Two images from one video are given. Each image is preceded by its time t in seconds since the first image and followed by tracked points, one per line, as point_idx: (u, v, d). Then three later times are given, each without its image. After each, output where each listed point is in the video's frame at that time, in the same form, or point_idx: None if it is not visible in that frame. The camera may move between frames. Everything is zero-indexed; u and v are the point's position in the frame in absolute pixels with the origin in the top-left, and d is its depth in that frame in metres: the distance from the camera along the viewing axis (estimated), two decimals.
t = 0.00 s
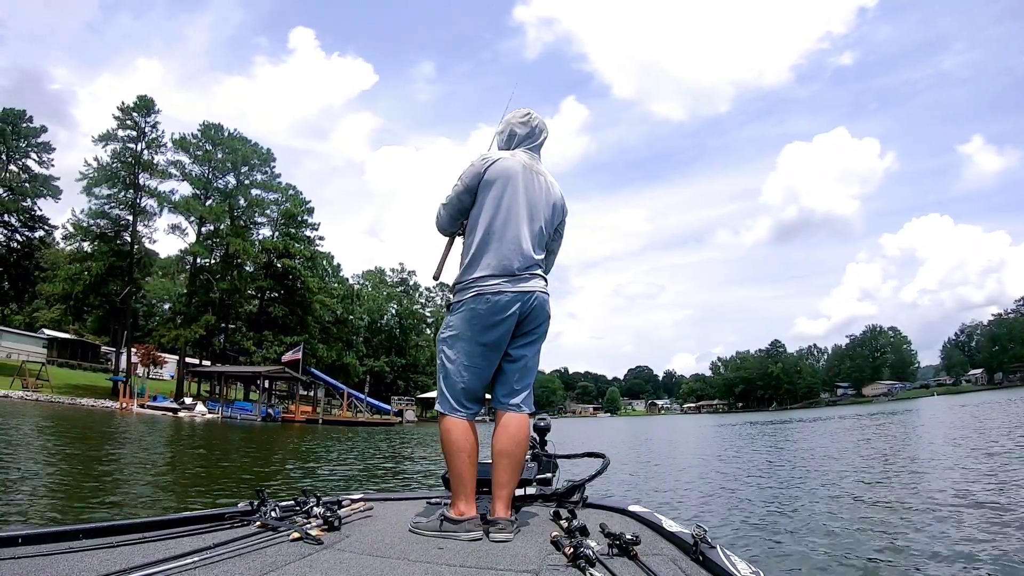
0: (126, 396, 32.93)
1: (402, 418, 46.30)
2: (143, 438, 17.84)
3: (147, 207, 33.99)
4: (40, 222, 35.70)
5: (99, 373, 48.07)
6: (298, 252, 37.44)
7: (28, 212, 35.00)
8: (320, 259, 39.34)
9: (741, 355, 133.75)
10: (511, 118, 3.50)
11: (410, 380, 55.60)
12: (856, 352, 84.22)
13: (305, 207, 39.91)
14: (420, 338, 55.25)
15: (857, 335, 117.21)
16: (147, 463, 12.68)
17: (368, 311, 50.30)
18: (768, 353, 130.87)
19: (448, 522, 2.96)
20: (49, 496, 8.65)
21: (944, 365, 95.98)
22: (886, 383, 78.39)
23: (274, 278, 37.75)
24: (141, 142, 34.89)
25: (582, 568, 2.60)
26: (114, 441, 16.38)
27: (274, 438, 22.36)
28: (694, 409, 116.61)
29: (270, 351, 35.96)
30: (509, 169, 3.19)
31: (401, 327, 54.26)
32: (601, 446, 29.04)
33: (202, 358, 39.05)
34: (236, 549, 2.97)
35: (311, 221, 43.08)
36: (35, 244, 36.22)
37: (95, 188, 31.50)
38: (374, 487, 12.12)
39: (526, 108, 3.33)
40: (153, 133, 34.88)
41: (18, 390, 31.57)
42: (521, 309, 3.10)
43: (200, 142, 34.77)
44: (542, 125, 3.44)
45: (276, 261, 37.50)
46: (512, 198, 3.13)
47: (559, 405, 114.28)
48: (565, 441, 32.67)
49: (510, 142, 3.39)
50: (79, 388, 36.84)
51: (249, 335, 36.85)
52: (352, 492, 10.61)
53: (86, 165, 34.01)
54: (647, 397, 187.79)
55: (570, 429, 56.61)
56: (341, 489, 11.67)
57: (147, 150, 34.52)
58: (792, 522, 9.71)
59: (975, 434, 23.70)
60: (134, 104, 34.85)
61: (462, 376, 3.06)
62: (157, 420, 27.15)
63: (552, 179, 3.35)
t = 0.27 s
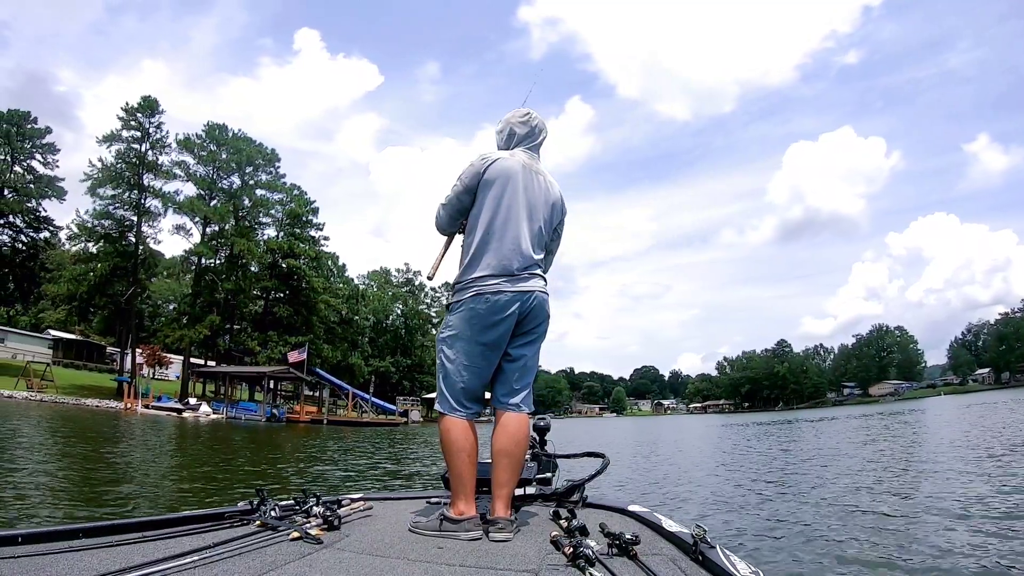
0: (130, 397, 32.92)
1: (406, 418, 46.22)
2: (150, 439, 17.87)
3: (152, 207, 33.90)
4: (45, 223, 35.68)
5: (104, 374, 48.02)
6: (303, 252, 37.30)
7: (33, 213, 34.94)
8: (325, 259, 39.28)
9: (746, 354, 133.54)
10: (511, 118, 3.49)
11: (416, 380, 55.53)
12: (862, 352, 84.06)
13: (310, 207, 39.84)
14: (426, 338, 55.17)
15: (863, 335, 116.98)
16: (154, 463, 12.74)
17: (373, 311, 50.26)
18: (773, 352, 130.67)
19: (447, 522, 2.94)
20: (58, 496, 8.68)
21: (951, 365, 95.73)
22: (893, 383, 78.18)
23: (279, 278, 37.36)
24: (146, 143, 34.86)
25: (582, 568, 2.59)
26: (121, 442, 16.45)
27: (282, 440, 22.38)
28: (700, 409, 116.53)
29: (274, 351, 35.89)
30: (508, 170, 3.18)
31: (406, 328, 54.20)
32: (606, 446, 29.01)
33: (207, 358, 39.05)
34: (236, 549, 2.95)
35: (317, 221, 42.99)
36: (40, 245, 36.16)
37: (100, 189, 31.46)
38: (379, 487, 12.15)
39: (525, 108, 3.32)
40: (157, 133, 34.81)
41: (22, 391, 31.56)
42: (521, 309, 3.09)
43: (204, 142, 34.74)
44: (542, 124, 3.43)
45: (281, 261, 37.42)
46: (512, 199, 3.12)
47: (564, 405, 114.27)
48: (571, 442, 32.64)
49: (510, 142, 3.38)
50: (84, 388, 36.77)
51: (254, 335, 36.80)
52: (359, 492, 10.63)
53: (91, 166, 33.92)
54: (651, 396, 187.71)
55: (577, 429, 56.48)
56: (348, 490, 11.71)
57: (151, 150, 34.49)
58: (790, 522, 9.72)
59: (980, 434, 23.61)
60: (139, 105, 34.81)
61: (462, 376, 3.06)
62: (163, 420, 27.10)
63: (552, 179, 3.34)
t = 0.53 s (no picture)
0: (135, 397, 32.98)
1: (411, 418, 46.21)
2: (155, 440, 17.92)
3: (156, 208, 33.98)
4: (50, 224, 35.77)
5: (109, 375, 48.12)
6: (308, 253, 37.26)
7: (38, 215, 35.04)
8: (330, 260, 39.30)
9: (752, 354, 133.24)
10: (509, 117, 3.50)
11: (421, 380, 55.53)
12: (869, 351, 83.83)
13: (314, 207, 39.85)
14: (431, 339, 55.16)
15: (869, 335, 116.61)
16: (159, 463, 12.82)
17: (378, 312, 50.28)
18: (779, 352, 130.38)
19: (447, 522, 2.94)
20: (62, 497, 8.71)
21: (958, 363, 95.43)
22: (900, 382, 77.92)
23: (284, 279, 37.56)
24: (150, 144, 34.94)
25: (581, 567, 2.59)
26: (126, 442, 16.53)
27: (288, 441, 22.42)
28: (706, 409, 116.36)
29: (279, 351, 35.91)
30: (507, 169, 3.18)
31: (412, 328, 54.22)
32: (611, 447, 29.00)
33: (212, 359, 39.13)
34: (235, 548, 2.96)
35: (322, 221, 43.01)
36: (45, 246, 36.22)
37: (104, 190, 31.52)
38: (382, 487, 12.17)
39: (522, 108, 3.32)
40: (161, 134, 34.86)
41: (27, 392, 31.59)
42: (520, 308, 3.10)
43: (209, 143, 34.81)
44: (539, 123, 3.43)
45: (286, 261, 37.42)
46: (511, 198, 3.12)
47: (570, 406, 114.18)
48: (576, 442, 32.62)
49: (508, 142, 3.38)
50: (88, 390, 36.82)
51: (259, 335, 36.81)
52: (362, 493, 10.66)
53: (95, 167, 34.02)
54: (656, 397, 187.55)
55: (583, 429, 56.37)
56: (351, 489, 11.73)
57: (156, 151, 34.56)
58: (791, 523, 9.70)
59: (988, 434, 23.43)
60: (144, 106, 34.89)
61: (460, 376, 3.06)
62: (168, 421, 27.10)
63: (550, 178, 3.34)
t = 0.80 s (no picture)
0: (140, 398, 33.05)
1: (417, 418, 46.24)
2: (159, 441, 17.97)
3: (161, 209, 34.06)
4: (54, 226, 35.86)
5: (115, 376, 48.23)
6: (312, 253, 37.37)
7: (42, 217, 35.15)
8: (334, 260, 39.34)
9: (757, 354, 133.06)
10: (506, 117, 3.50)
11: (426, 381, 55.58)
12: (875, 350, 83.56)
13: (318, 208, 39.87)
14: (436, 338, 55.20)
15: (875, 334, 116.19)
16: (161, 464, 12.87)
17: (383, 312, 50.35)
18: (785, 352, 130.14)
19: (447, 522, 2.95)
20: (65, 497, 8.76)
21: (965, 362, 95.06)
22: (906, 381, 77.72)
23: (289, 279, 37.50)
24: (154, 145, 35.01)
25: (581, 568, 2.59)
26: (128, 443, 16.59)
27: (293, 442, 22.45)
28: (711, 409, 116.26)
29: (284, 351, 35.95)
30: (504, 169, 3.18)
31: (417, 328, 54.29)
32: (616, 446, 28.98)
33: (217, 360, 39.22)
34: (235, 548, 2.97)
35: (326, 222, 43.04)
36: (50, 248, 36.32)
37: (108, 191, 31.59)
38: (384, 487, 12.20)
39: (518, 107, 3.31)
40: (165, 135, 34.92)
41: (31, 393, 31.67)
42: (518, 308, 3.10)
43: (213, 144, 34.89)
44: (536, 122, 3.42)
45: (290, 262, 37.44)
46: (508, 198, 3.11)
47: (576, 406, 114.07)
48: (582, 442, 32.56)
49: (505, 142, 3.38)
50: (94, 391, 36.90)
51: (264, 336, 36.84)
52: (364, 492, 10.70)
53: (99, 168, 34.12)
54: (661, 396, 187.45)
55: (589, 429, 56.28)
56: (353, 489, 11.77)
57: (160, 152, 34.63)
58: (793, 523, 9.65)
59: (995, 433, 23.26)
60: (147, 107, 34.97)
61: (459, 376, 3.06)
62: (173, 422, 27.13)
63: (548, 178, 3.34)
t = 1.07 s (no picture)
0: (144, 399, 33.13)
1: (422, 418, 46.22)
2: (164, 441, 18.04)
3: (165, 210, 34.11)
4: (59, 227, 35.95)
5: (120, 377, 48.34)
6: (317, 254, 37.40)
7: (47, 218, 35.26)
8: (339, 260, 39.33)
9: (763, 353, 132.81)
10: (502, 117, 3.49)
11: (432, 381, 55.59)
12: (882, 349, 83.36)
13: (323, 208, 39.87)
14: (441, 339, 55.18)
15: (881, 333, 115.85)
16: (164, 465, 12.93)
17: (388, 313, 50.40)
18: (791, 351, 129.85)
19: (447, 523, 2.95)
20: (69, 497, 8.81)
21: (971, 360, 94.77)
22: (913, 380, 77.53)
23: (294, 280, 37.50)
24: (158, 146, 35.06)
25: (580, 568, 2.60)
26: (132, 444, 16.67)
27: (300, 442, 22.50)
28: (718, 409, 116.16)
29: (289, 352, 35.98)
30: (501, 169, 3.18)
31: (422, 328, 54.30)
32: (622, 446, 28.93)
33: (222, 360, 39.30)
34: (235, 549, 2.98)
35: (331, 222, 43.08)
36: (55, 249, 36.42)
37: (112, 192, 31.65)
38: (386, 487, 12.23)
39: (515, 106, 3.31)
40: (169, 136, 34.96)
41: (36, 394, 31.71)
42: (518, 309, 3.09)
43: (217, 144, 34.95)
44: (533, 121, 3.42)
45: (295, 262, 37.45)
46: (507, 198, 3.11)
47: (582, 406, 114.01)
48: (588, 442, 32.49)
49: (502, 141, 3.38)
50: (99, 392, 36.94)
51: (268, 336, 36.84)
52: (367, 493, 10.72)
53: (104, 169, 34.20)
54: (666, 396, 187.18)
55: (595, 429, 56.19)
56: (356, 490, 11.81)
57: (164, 153, 34.68)
58: (795, 523, 9.60)
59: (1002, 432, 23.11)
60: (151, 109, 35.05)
61: (459, 377, 3.06)
62: (179, 422, 27.12)
63: (545, 178, 3.34)
